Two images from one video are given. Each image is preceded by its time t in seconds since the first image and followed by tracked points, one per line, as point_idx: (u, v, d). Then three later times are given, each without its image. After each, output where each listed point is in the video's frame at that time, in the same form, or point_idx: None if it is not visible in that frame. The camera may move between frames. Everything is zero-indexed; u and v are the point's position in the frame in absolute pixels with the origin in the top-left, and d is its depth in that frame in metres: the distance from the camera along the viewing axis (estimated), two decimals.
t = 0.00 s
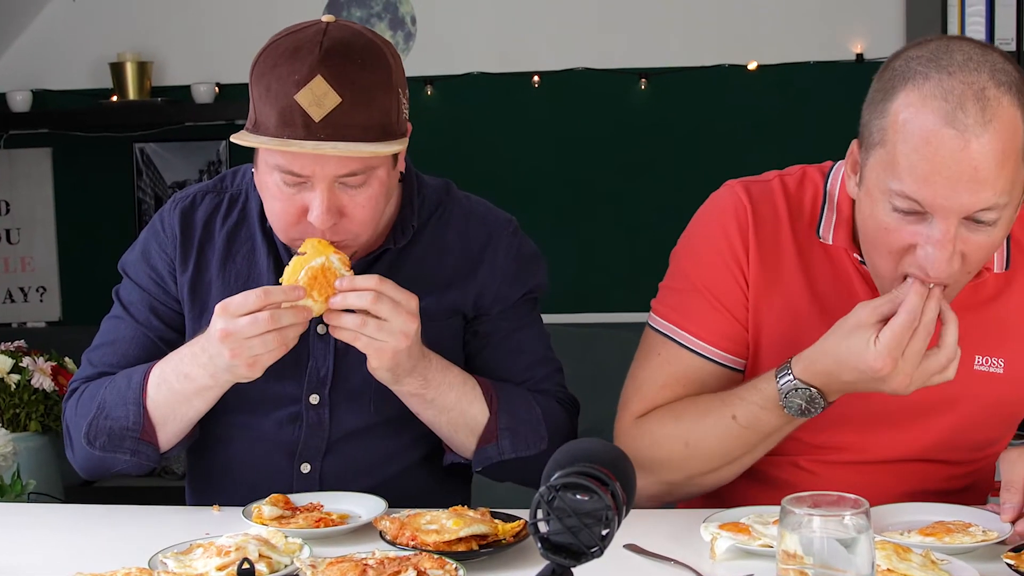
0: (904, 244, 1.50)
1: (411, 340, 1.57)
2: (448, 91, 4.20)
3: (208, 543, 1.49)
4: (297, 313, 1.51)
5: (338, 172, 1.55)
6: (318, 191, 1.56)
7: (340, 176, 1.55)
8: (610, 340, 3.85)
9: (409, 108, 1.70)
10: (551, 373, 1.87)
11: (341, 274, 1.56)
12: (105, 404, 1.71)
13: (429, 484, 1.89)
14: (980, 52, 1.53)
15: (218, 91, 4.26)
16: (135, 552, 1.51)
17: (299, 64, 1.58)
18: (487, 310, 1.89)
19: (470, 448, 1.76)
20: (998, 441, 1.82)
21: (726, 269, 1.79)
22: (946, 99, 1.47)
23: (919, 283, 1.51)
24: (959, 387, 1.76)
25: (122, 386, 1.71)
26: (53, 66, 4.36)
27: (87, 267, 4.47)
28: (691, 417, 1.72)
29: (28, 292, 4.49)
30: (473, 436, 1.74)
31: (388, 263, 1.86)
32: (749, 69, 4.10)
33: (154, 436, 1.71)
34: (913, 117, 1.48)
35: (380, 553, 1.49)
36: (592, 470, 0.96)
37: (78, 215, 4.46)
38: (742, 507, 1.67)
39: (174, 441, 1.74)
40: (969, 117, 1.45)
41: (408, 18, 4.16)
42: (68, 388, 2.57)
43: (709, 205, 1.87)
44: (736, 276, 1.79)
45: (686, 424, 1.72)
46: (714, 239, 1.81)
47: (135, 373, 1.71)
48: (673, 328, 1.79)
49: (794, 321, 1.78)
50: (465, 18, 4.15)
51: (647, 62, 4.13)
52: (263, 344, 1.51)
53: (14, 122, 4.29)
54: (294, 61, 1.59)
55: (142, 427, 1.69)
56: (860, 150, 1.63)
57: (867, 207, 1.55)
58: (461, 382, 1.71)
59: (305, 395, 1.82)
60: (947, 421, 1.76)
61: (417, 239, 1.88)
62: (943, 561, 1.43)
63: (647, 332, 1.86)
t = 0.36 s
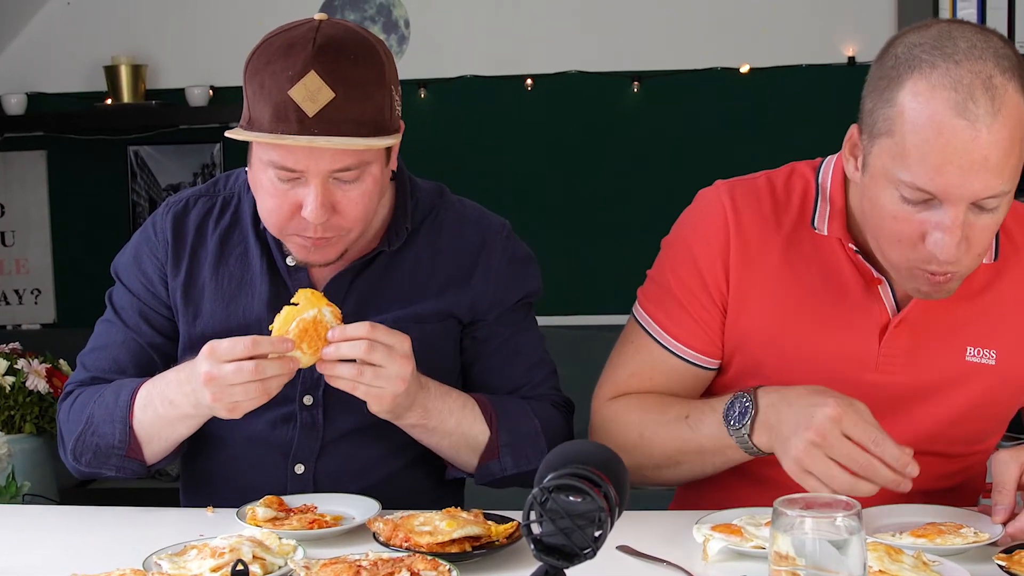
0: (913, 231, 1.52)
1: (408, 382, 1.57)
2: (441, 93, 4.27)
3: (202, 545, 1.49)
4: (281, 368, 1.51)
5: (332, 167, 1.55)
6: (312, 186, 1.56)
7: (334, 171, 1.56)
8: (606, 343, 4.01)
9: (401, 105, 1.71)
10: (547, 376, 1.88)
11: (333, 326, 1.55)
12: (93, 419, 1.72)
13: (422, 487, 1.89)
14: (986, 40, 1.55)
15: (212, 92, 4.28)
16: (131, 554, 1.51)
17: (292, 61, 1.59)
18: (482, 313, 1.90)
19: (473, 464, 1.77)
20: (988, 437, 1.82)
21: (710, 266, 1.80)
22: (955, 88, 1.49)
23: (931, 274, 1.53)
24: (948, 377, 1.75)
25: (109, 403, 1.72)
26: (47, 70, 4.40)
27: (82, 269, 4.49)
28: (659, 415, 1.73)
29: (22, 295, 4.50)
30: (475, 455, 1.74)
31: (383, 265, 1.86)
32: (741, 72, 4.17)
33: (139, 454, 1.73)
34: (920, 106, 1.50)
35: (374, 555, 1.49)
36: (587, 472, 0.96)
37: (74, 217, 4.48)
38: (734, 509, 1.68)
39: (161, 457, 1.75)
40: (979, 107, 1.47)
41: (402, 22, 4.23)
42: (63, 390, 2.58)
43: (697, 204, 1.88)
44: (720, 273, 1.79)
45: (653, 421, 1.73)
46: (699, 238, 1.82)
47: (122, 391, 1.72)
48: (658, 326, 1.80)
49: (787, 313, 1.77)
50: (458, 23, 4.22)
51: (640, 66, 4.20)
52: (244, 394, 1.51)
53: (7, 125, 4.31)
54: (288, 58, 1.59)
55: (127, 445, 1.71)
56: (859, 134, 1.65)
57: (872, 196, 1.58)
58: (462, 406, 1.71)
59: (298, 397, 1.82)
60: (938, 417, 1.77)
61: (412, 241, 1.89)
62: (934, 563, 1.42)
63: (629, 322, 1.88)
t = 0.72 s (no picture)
0: (909, 207, 1.52)
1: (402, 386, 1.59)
2: (434, 96, 4.24)
3: (197, 546, 1.49)
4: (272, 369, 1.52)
5: (328, 166, 1.56)
6: (308, 186, 1.57)
7: (329, 171, 1.57)
8: (600, 344, 4.18)
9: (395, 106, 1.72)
10: (539, 380, 1.90)
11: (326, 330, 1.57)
12: (87, 421, 1.74)
13: (416, 487, 1.90)
14: (970, 19, 1.58)
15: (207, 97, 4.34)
16: (126, 555, 1.51)
17: (287, 61, 1.60)
18: (475, 315, 1.90)
19: (464, 466, 1.78)
20: (979, 434, 1.83)
21: (703, 267, 1.80)
22: (946, 63, 1.51)
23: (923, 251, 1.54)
24: (938, 373, 1.76)
25: (103, 404, 1.73)
26: (42, 73, 4.44)
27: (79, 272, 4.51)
28: (680, 428, 1.72)
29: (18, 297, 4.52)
30: (467, 456, 1.76)
31: (376, 267, 1.87)
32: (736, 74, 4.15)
33: (134, 454, 1.75)
34: (913, 82, 1.52)
35: (368, 555, 1.49)
36: (578, 473, 0.96)
37: (69, 220, 4.50)
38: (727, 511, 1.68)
39: (156, 458, 1.77)
40: (972, 78, 1.49)
41: (396, 26, 4.21)
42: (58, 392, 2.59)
43: (688, 207, 1.89)
44: (714, 274, 1.80)
45: (673, 435, 1.72)
46: (692, 239, 1.82)
47: (116, 393, 1.73)
48: (652, 327, 1.80)
49: (780, 310, 1.77)
50: (451, 24, 4.19)
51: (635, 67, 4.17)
52: (235, 395, 1.52)
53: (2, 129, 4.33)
54: (282, 59, 1.60)
55: (121, 446, 1.72)
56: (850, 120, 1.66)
57: (865, 175, 1.58)
58: (454, 408, 1.73)
59: (292, 398, 1.83)
60: (929, 412, 1.77)
61: (405, 243, 1.90)
62: (926, 564, 1.39)
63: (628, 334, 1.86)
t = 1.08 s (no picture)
0: (906, 204, 1.53)
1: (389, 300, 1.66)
2: (427, 100, 4.39)
3: (192, 546, 1.50)
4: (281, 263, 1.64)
5: (316, 166, 1.58)
6: (297, 186, 1.59)
7: (318, 172, 1.59)
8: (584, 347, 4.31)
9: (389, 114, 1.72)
10: (528, 366, 1.89)
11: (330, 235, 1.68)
12: (99, 397, 1.71)
13: (410, 489, 1.91)
14: (971, 22, 1.60)
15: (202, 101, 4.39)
16: (121, 555, 1.52)
17: (285, 58, 1.61)
18: (463, 307, 1.91)
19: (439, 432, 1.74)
20: (971, 435, 1.84)
21: (699, 268, 1.81)
22: (948, 63, 1.52)
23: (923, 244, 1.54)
24: (932, 375, 1.76)
25: (115, 378, 1.71)
26: (39, 76, 4.51)
27: (75, 274, 4.55)
28: (687, 432, 1.72)
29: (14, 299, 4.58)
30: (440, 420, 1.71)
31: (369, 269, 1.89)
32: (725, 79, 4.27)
33: (152, 424, 1.72)
34: (913, 81, 1.53)
35: (362, 556, 1.50)
36: (571, 474, 0.94)
37: (64, 223, 4.55)
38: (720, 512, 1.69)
39: (170, 428, 1.75)
40: (973, 80, 1.50)
41: (390, 30, 4.37)
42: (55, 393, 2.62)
43: (684, 209, 1.90)
44: (711, 275, 1.80)
45: (681, 438, 1.72)
46: (688, 240, 1.83)
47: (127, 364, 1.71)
48: (648, 328, 1.81)
49: (777, 311, 1.78)
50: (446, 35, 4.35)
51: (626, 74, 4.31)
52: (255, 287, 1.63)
53: None
54: (281, 55, 1.62)
55: (139, 413, 1.69)
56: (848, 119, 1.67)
57: (863, 172, 1.59)
58: (433, 366, 1.70)
59: (286, 401, 1.84)
60: (924, 413, 1.77)
61: (396, 246, 1.92)
62: (916, 564, 1.39)
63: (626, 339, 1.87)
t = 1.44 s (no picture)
0: (893, 197, 1.55)
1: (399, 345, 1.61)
2: (421, 105, 4.40)
3: (188, 547, 1.51)
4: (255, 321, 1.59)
5: (311, 181, 1.58)
6: (293, 198, 1.59)
7: (314, 185, 1.59)
8: (581, 347, 4.15)
9: (384, 118, 1.74)
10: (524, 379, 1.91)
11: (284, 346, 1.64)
12: (90, 412, 1.73)
13: (403, 490, 1.93)
14: (958, 16, 1.61)
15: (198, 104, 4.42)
16: (118, 555, 1.53)
17: (276, 76, 1.62)
18: (462, 317, 1.94)
19: (450, 458, 1.77)
20: (961, 435, 1.85)
21: (690, 269, 1.82)
22: (935, 56, 1.53)
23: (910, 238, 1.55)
24: (921, 375, 1.77)
25: (106, 394, 1.72)
26: (34, 79, 4.53)
27: (72, 276, 4.57)
28: (677, 434, 1.73)
29: (11, 302, 4.60)
30: (454, 445, 1.75)
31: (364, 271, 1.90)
32: (717, 83, 4.29)
33: (141, 442, 1.73)
34: (900, 74, 1.55)
35: (356, 557, 1.51)
36: (564, 476, 0.95)
37: (61, 226, 4.57)
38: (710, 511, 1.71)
39: (160, 445, 1.76)
40: (958, 72, 1.51)
41: (384, 34, 4.39)
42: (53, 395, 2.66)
43: (676, 212, 1.91)
44: (702, 275, 1.81)
45: (670, 440, 1.73)
46: (680, 242, 1.85)
47: (118, 381, 1.73)
48: (640, 329, 1.82)
49: (767, 312, 1.79)
50: (439, 38, 4.37)
51: (618, 77, 4.33)
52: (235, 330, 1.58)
53: None
54: (270, 74, 1.62)
55: (127, 433, 1.71)
56: (838, 113, 1.69)
57: (852, 165, 1.61)
58: (443, 395, 1.72)
59: (282, 402, 1.85)
60: (914, 414, 1.79)
61: (391, 249, 1.93)
62: (906, 564, 1.40)
63: (617, 338, 1.88)
